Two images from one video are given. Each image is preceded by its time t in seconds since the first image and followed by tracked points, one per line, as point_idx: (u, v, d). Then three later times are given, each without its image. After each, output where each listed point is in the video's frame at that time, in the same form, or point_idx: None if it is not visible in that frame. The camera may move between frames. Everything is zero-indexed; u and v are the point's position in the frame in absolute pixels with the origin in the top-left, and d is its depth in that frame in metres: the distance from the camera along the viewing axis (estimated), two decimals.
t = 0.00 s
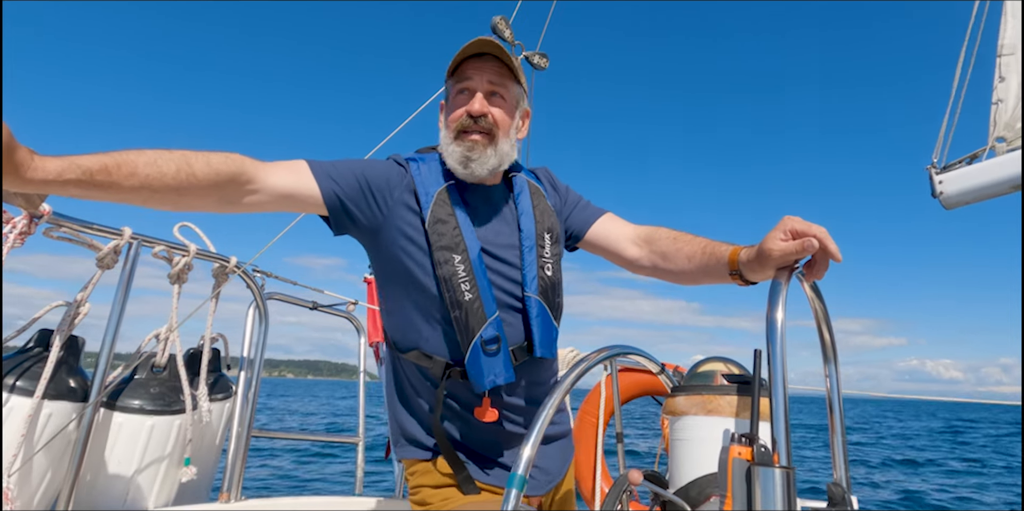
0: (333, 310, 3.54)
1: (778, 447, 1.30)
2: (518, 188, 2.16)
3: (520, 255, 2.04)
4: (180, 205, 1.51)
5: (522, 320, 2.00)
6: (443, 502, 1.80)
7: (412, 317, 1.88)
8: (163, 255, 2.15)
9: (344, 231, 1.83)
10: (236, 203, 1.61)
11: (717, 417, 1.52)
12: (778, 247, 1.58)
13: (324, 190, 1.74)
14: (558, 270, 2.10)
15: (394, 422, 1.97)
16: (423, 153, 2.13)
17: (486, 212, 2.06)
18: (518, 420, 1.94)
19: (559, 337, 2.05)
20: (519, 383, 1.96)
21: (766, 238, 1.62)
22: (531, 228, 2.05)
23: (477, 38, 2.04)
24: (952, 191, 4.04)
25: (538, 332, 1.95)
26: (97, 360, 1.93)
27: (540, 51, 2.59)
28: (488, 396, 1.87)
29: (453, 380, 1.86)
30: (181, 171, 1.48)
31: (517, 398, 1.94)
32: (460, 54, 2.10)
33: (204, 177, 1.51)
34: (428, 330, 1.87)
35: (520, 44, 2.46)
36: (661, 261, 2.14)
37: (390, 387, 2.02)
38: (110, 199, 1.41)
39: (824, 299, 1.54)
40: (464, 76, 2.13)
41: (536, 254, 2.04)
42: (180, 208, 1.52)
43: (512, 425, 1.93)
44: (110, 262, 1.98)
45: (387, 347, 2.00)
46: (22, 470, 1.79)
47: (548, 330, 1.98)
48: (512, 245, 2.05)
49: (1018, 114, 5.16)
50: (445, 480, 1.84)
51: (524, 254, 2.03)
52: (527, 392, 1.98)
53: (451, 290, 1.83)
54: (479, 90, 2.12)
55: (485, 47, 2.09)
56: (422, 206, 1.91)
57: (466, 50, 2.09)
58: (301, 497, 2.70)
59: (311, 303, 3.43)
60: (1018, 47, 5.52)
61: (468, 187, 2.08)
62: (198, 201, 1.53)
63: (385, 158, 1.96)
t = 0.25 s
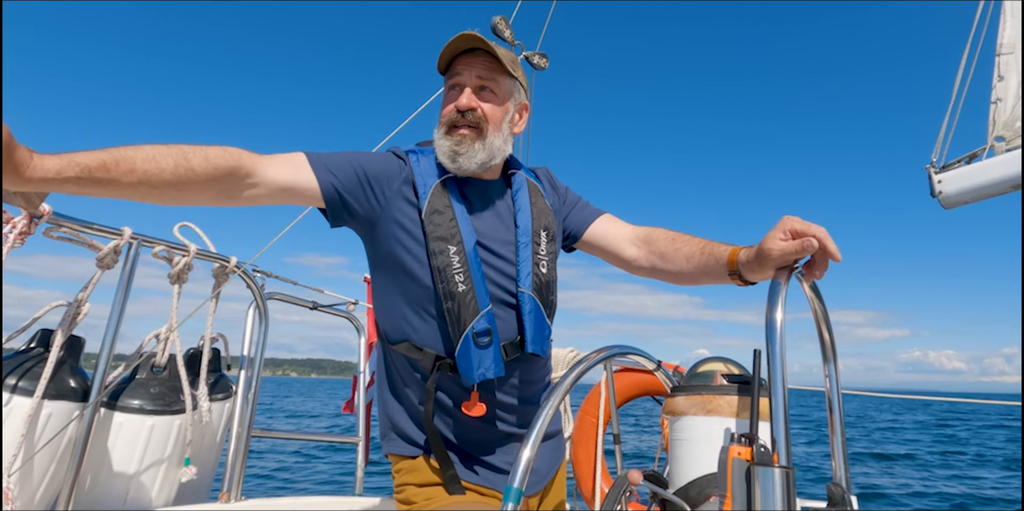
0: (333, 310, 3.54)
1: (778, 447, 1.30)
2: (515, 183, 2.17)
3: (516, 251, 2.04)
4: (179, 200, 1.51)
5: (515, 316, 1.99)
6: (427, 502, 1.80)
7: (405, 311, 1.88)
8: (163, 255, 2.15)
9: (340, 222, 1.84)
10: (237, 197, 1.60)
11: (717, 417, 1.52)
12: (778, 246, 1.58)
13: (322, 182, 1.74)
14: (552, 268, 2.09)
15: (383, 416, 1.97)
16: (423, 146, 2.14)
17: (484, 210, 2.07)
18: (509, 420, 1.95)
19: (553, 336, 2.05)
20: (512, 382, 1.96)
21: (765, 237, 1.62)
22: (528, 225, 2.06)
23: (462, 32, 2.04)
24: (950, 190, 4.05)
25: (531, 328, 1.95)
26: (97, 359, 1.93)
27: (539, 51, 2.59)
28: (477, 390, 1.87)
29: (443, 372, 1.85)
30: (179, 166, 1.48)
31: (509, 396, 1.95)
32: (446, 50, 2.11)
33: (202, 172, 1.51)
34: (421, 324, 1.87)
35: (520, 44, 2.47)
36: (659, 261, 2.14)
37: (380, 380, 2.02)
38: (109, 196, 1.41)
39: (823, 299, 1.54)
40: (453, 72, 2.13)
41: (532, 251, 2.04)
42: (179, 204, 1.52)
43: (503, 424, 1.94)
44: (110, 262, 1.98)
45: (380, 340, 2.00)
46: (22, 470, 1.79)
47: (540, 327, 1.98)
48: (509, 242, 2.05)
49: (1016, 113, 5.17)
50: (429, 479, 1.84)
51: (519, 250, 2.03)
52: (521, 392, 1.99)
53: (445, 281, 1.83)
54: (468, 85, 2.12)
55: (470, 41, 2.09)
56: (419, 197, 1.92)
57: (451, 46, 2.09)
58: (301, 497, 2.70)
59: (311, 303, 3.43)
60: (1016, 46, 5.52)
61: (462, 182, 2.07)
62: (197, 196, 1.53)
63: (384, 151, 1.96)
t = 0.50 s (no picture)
0: (333, 310, 3.54)
1: (778, 448, 1.30)
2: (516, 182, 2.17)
3: (516, 249, 2.04)
4: (180, 199, 1.51)
5: (516, 314, 1.99)
6: (422, 502, 1.79)
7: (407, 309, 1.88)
8: (163, 255, 2.15)
9: (341, 221, 1.84)
10: (238, 196, 1.61)
11: (718, 417, 1.52)
12: (778, 246, 1.58)
13: (322, 180, 1.74)
14: (554, 266, 2.09)
15: (382, 414, 1.96)
16: (425, 144, 2.15)
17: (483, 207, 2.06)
18: (510, 419, 1.95)
19: (553, 334, 2.05)
20: (513, 380, 1.96)
21: (766, 237, 1.62)
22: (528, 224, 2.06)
23: (458, 31, 2.04)
24: (950, 190, 4.05)
25: (532, 325, 1.95)
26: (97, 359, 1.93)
27: (539, 51, 2.59)
28: (479, 387, 1.87)
29: (444, 370, 1.85)
30: (180, 164, 1.48)
31: (511, 395, 1.95)
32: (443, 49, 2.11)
33: (204, 170, 1.51)
34: (423, 322, 1.86)
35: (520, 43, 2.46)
36: (659, 261, 2.14)
37: (379, 378, 2.01)
38: (110, 195, 1.41)
39: (823, 299, 1.54)
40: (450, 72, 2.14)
41: (533, 249, 2.04)
42: (180, 202, 1.52)
43: (504, 423, 1.94)
44: (110, 262, 1.98)
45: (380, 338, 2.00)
46: (22, 470, 1.79)
47: (541, 325, 1.98)
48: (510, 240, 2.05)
49: (1017, 113, 5.17)
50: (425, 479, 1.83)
51: (520, 248, 2.03)
52: (522, 391, 1.99)
53: (447, 278, 1.84)
54: (465, 84, 2.12)
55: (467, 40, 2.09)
56: (421, 194, 1.92)
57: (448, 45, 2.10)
58: (301, 497, 2.71)
59: (311, 303, 3.43)
60: (1017, 47, 5.52)
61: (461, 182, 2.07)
62: (199, 195, 1.53)
63: (385, 149, 1.96)
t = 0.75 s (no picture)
0: (333, 310, 3.54)
1: (778, 448, 1.30)
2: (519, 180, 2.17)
3: (519, 247, 2.04)
4: (182, 197, 1.52)
5: (519, 312, 1.99)
6: (419, 501, 1.78)
7: (411, 307, 1.87)
8: (163, 255, 2.15)
9: (343, 219, 1.83)
10: (240, 194, 1.61)
11: (718, 417, 1.52)
12: (779, 246, 1.58)
13: (324, 178, 1.74)
14: (556, 265, 2.10)
15: (383, 412, 1.95)
16: (427, 143, 2.15)
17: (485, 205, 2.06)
18: (514, 417, 1.95)
19: (556, 332, 2.05)
20: (517, 378, 1.97)
21: (766, 237, 1.62)
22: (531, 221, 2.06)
23: (462, 30, 2.05)
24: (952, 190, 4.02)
25: (535, 323, 1.95)
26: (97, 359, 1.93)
27: (539, 50, 2.59)
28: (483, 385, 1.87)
29: (447, 368, 1.85)
30: (181, 163, 1.48)
31: (515, 393, 1.96)
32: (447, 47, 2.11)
33: (206, 169, 1.51)
34: (426, 319, 1.86)
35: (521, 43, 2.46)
36: (660, 260, 2.14)
37: (379, 377, 2.00)
38: (112, 194, 1.41)
39: (824, 299, 1.54)
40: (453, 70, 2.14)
41: (535, 248, 2.04)
42: (182, 201, 1.52)
43: (508, 421, 1.94)
44: (110, 262, 1.98)
45: (383, 337, 2.00)
46: (23, 470, 1.79)
47: (544, 323, 1.98)
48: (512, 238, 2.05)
49: (1018, 113, 5.16)
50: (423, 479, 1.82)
51: (523, 246, 2.03)
52: (526, 389, 1.99)
53: (451, 275, 1.84)
54: (468, 82, 2.13)
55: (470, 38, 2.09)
56: (424, 192, 1.92)
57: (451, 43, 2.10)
58: (302, 497, 2.71)
59: (311, 303, 3.43)
60: (1017, 47, 5.52)
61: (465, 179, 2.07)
62: (201, 193, 1.53)
63: (387, 148, 1.97)
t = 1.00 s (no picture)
0: (333, 310, 3.54)
1: (778, 448, 1.30)
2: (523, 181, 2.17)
3: (523, 248, 2.04)
4: (187, 196, 1.51)
5: (524, 312, 1.99)
6: (424, 501, 1.78)
7: (416, 307, 1.87)
8: (163, 255, 2.15)
9: (348, 220, 1.83)
10: (244, 193, 1.61)
11: (718, 417, 1.52)
12: (779, 245, 1.58)
13: (328, 178, 1.74)
14: (560, 265, 2.10)
15: (387, 413, 1.95)
16: (430, 143, 2.15)
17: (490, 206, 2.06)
18: (520, 417, 1.95)
19: (560, 332, 2.05)
20: (523, 378, 1.97)
21: (767, 237, 1.62)
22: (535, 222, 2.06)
23: (476, 30, 2.05)
24: (954, 191, 4.00)
25: (540, 324, 1.95)
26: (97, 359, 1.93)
27: (540, 51, 2.58)
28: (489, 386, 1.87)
29: (453, 368, 1.86)
30: (186, 161, 1.47)
31: (520, 393, 1.96)
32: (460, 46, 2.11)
33: (210, 167, 1.51)
34: (431, 319, 1.86)
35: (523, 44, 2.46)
36: (661, 260, 2.14)
37: (383, 377, 2.00)
38: (117, 192, 1.41)
39: (824, 299, 1.54)
40: (465, 68, 2.13)
41: (540, 248, 2.04)
42: (187, 199, 1.52)
43: (514, 421, 1.94)
44: (111, 262, 1.97)
45: (386, 338, 1.99)
46: (23, 470, 1.79)
47: (549, 323, 1.98)
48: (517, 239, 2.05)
49: (1019, 114, 5.16)
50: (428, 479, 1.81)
51: (528, 247, 2.03)
52: (531, 389, 2.00)
53: (457, 275, 1.84)
54: (479, 82, 2.13)
55: (485, 38, 2.09)
56: (429, 192, 1.92)
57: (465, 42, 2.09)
58: (301, 497, 2.71)
59: (311, 303, 3.43)
60: (1018, 47, 5.52)
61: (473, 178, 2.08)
62: (205, 192, 1.53)
63: (391, 148, 1.97)
